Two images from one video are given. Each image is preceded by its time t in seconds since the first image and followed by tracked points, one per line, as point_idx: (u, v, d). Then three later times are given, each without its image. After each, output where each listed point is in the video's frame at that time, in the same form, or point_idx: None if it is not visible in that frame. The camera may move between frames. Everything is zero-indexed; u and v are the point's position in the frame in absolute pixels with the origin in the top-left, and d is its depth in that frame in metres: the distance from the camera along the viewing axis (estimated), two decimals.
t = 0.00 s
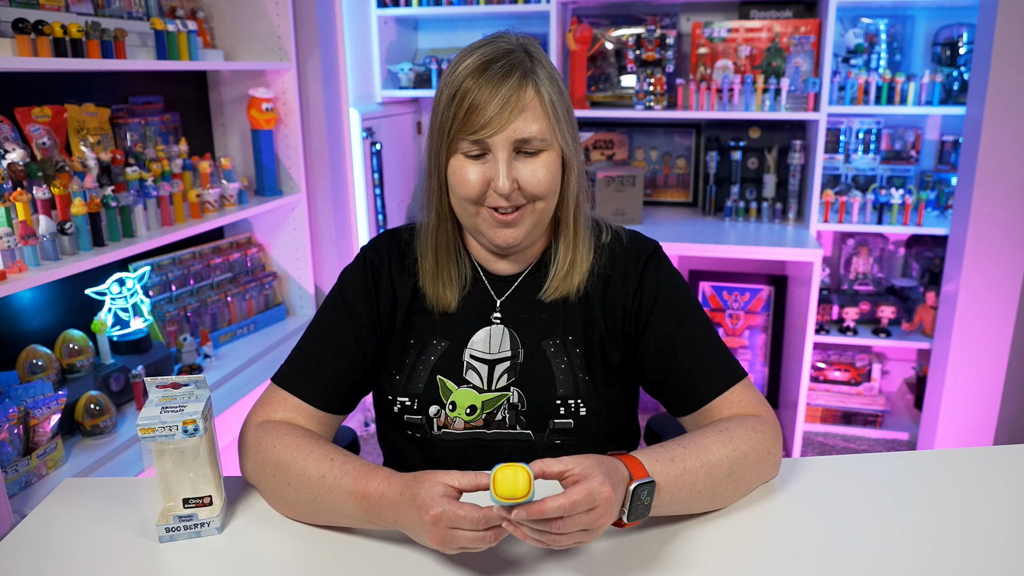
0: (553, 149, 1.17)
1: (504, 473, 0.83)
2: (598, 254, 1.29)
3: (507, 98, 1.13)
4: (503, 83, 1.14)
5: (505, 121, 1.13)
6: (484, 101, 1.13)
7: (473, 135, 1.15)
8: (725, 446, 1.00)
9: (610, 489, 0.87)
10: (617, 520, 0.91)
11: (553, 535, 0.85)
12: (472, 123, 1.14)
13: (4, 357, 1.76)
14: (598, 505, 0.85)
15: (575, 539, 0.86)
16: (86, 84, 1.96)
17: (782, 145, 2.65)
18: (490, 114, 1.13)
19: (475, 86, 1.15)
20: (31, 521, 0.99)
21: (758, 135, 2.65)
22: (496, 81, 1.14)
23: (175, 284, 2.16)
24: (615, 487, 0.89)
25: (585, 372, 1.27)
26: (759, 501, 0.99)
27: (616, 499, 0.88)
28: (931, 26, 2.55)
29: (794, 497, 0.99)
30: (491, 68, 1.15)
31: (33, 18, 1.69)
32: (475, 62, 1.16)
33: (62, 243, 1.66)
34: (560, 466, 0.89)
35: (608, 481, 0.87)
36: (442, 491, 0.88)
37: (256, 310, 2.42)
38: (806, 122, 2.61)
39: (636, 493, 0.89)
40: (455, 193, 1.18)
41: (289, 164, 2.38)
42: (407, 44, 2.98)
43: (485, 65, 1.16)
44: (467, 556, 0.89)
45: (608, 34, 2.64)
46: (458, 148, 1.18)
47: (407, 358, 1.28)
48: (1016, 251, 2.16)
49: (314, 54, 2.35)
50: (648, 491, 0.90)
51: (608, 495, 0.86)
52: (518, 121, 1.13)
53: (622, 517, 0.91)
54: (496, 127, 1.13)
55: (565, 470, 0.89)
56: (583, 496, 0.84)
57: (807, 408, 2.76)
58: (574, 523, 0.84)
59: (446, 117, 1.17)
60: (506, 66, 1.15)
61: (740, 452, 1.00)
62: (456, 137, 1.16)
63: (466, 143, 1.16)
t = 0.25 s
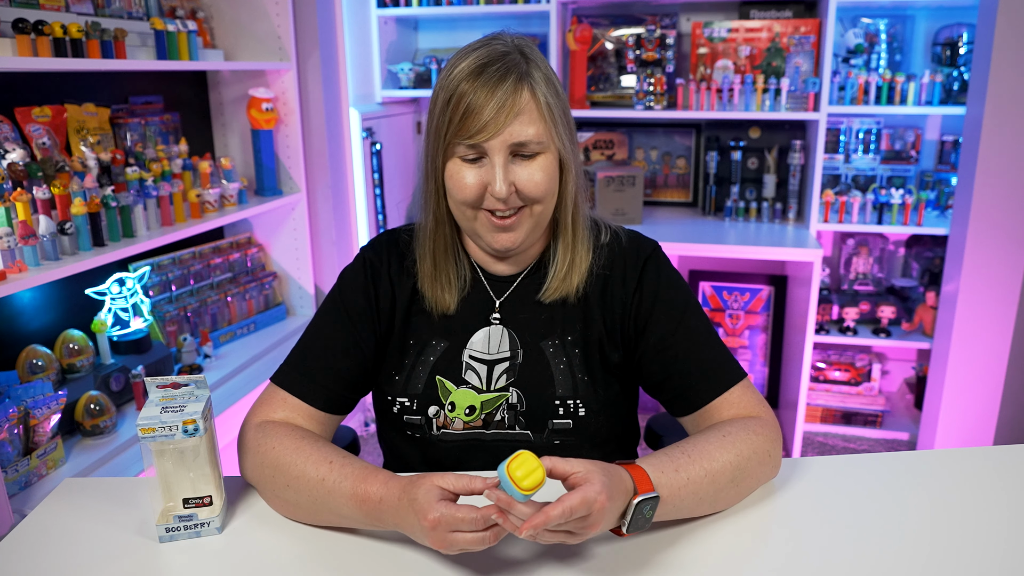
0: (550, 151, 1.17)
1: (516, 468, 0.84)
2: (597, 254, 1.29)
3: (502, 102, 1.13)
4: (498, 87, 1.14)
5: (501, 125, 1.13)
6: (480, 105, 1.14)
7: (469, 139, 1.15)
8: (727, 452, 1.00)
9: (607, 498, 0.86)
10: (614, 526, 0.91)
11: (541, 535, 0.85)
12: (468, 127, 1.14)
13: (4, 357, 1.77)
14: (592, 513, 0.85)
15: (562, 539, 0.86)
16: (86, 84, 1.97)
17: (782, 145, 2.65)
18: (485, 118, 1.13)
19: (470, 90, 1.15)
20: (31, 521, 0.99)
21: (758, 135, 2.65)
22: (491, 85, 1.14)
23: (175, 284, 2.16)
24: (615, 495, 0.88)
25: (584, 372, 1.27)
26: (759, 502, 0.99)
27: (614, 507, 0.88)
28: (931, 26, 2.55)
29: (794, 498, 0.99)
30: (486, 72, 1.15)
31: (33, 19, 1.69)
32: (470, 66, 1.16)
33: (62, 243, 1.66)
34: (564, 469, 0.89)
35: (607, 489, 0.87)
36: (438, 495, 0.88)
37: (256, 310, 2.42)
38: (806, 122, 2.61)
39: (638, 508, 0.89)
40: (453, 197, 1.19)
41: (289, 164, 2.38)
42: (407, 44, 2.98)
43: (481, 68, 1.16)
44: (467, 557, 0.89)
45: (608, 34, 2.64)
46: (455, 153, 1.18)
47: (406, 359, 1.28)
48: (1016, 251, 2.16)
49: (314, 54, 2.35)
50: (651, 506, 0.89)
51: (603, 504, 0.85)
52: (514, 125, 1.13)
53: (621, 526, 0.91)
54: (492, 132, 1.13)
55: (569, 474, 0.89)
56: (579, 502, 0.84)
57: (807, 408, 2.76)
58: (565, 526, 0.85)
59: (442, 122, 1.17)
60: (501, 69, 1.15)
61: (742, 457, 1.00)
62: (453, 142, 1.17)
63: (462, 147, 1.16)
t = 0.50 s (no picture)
0: (547, 152, 1.17)
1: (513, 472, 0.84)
2: (597, 254, 1.29)
3: (499, 103, 1.13)
4: (495, 88, 1.14)
5: (498, 126, 1.13)
6: (476, 106, 1.13)
7: (466, 141, 1.15)
8: (728, 453, 1.00)
9: (604, 503, 0.86)
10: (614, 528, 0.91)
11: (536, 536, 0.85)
12: (465, 129, 1.14)
13: (4, 357, 1.76)
14: (586, 517, 0.85)
15: (555, 539, 0.86)
16: (86, 84, 1.96)
17: (782, 145, 2.65)
18: (482, 120, 1.13)
19: (467, 91, 1.15)
20: (30, 521, 0.99)
21: (758, 135, 2.65)
22: (488, 86, 1.14)
23: (175, 284, 2.16)
24: (614, 500, 0.88)
25: (584, 372, 1.27)
26: (758, 502, 0.99)
27: (610, 513, 0.87)
28: (931, 26, 2.55)
29: (793, 498, 0.99)
30: (483, 73, 1.15)
31: (33, 18, 1.69)
32: (467, 67, 1.16)
33: (62, 243, 1.66)
34: (565, 474, 0.89)
35: (604, 493, 0.86)
36: (439, 493, 0.88)
37: (256, 310, 2.42)
38: (806, 122, 2.61)
39: (637, 511, 0.89)
40: (451, 199, 1.19)
41: (290, 164, 2.38)
42: (407, 44, 2.98)
43: (477, 70, 1.16)
44: (467, 557, 0.89)
45: (608, 34, 2.64)
46: (452, 155, 1.18)
47: (406, 359, 1.28)
48: (1015, 251, 2.16)
49: (314, 54, 2.35)
50: (651, 509, 0.90)
51: (599, 510, 0.85)
52: (511, 126, 1.13)
53: (620, 528, 0.91)
54: (489, 134, 1.13)
55: (568, 478, 0.89)
56: (574, 504, 0.83)
57: (807, 408, 2.76)
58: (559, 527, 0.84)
59: (440, 124, 1.17)
60: (498, 70, 1.15)
61: (743, 459, 0.99)
62: (450, 144, 1.17)
63: (459, 150, 1.16)
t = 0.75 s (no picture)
0: (546, 154, 1.17)
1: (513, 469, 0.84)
2: (597, 254, 1.29)
3: (497, 104, 1.13)
4: (493, 89, 1.14)
5: (496, 128, 1.13)
6: (475, 107, 1.14)
7: (465, 143, 1.15)
8: (728, 455, 1.00)
9: (603, 506, 0.86)
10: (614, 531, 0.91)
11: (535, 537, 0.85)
12: (464, 130, 1.14)
13: (4, 357, 1.77)
14: (585, 520, 0.85)
15: (552, 540, 0.86)
16: (86, 84, 1.97)
17: (782, 145, 2.65)
18: (481, 121, 1.13)
19: (466, 92, 1.15)
20: (30, 521, 0.99)
21: (758, 135, 2.66)
22: (486, 87, 1.14)
23: (175, 284, 2.16)
24: (613, 503, 0.88)
25: (584, 372, 1.27)
26: (758, 502, 0.99)
27: (607, 516, 0.87)
28: (931, 26, 2.55)
29: (793, 498, 0.99)
30: (482, 74, 1.15)
31: (33, 19, 1.69)
32: (465, 68, 1.16)
33: (62, 243, 1.66)
34: (566, 475, 0.89)
35: (603, 496, 0.86)
36: (442, 491, 0.88)
37: (256, 310, 2.42)
38: (806, 122, 2.61)
39: (637, 515, 0.89)
40: (450, 201, 1.19)
41: (290, 164, 2.38)
42: (407, 44, 2.98)
43: (475, 71, 1.16)
44: (466, 558, 0.89)
45: (608, 34, 2.64)
46: (451, 156, 1.18)
47: (406, 358, 1.28)
48: (1015, 251, 2.16)
49: (314, 54, 2.35)
50: (650, 513, 0.89)
51: (598, 513, 0.85)
52: (509, 127, 1.13)
53: (619, 531, 0.91)
54: (488, 135, 1.13)
55: (569, 479, 0.89)
56: (572, 506, 0.83)
57: (807, 408, 2.76)
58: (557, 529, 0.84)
59: (438, 125, 1.17)
60: (496, 71, 1.15)
61: (743, 461, 0.99)
62: (449, 145, 1.16)
63: (458, 151, 1.16)
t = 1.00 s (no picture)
0: (544, 152, 1.17)
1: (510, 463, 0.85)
2: (596, 254, 1.29)
3: (496, 101, 1.13)
4: (492, 87, 1.14)
5: (495, 125, 1.13)
6: (473, 105, 1.14)
7: (463, 140, 1.15)
8: (728, 453, 0.99)
9: (602, 501, 0.86)
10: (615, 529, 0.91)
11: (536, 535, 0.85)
12: (463, 128, 1.14)
13: (4, 357, 1.76)
14: (584, 515, 0.85)
15: (551, 539, 0.86)
16: (86, 84, 1.97)
17: (782, 145, 2.65)
18: (479, 118, 1.13)
19: (464, 90, 1.15)
20: (30, 521, 0.99)
21: (758, 135, 2.66)
22: (485, 85, 1.14)
23: (175, 284, 2.16)
24: (612, 498, 0.88)
25: (584, 371, 1.27)
26: (758, 502, 0.99)
27: (606, 512, 0.87)
28: (931, 26, 2.55)
29: (793, 497, 0.99)
30: (480, 72, 1.15)
31: (33, 18, 1.69)
32: (463, 66, 1.16)
33: (62, 243, 1.66)
34: (565, 471, 0.89)
35: (603, 491, 0.86)
36: (442, 490, 0.88)
37: (256, 310, 2.42)
38: (806, 122, 2.61)
39: (637, 511, 0.89)
40: (449, 199, 1.18)
41: (289, 164, 2.38)
42: (407, 44, 2.98)
43: (474, 69, 1.16)
44: (466, 558, 0.89)
45: (608, 34, 2.64)
46: (450, 154, 1.18)
47: (405, 358, 1.28)
48: (1015, 251, 2.16)
49: (314, 54, 2.35)
50: (650, 509, 0.89)
51: (597, 508, 0.85)
52: (508, 125, 1.13)
53: (619, 528, 0.91)
54: (486, 132, 1.13)
55: (568, 475, 0.89)
56: (570, 501, 0.83)
57: (807, 408, 2.76)
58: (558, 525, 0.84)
59: (437, 123, 1.17)
60: (495, 69, 1.15)
61: (743, 459, 0.99)
62: (448, 143, 1.17)
63: (457, 149, 1.16)
